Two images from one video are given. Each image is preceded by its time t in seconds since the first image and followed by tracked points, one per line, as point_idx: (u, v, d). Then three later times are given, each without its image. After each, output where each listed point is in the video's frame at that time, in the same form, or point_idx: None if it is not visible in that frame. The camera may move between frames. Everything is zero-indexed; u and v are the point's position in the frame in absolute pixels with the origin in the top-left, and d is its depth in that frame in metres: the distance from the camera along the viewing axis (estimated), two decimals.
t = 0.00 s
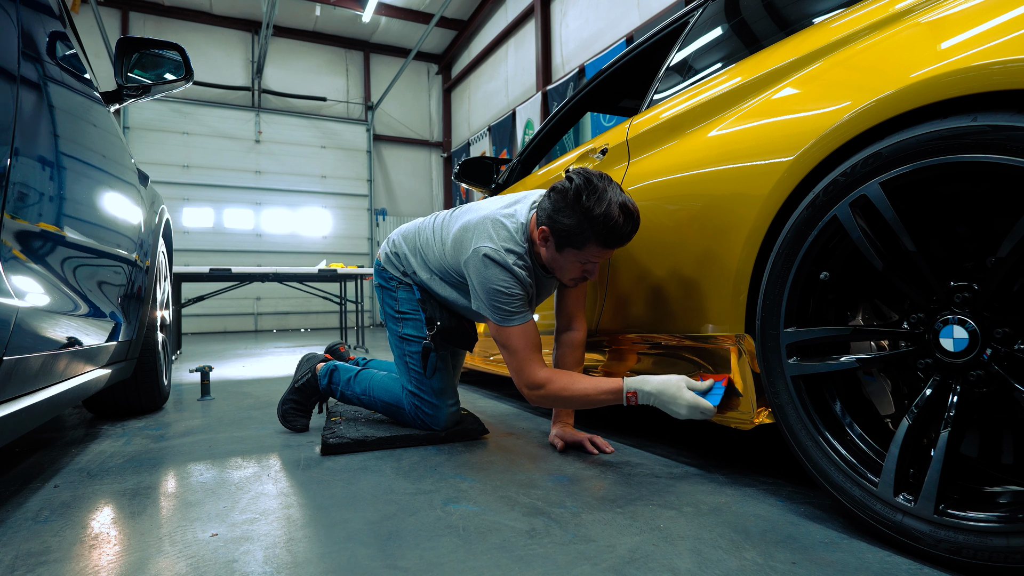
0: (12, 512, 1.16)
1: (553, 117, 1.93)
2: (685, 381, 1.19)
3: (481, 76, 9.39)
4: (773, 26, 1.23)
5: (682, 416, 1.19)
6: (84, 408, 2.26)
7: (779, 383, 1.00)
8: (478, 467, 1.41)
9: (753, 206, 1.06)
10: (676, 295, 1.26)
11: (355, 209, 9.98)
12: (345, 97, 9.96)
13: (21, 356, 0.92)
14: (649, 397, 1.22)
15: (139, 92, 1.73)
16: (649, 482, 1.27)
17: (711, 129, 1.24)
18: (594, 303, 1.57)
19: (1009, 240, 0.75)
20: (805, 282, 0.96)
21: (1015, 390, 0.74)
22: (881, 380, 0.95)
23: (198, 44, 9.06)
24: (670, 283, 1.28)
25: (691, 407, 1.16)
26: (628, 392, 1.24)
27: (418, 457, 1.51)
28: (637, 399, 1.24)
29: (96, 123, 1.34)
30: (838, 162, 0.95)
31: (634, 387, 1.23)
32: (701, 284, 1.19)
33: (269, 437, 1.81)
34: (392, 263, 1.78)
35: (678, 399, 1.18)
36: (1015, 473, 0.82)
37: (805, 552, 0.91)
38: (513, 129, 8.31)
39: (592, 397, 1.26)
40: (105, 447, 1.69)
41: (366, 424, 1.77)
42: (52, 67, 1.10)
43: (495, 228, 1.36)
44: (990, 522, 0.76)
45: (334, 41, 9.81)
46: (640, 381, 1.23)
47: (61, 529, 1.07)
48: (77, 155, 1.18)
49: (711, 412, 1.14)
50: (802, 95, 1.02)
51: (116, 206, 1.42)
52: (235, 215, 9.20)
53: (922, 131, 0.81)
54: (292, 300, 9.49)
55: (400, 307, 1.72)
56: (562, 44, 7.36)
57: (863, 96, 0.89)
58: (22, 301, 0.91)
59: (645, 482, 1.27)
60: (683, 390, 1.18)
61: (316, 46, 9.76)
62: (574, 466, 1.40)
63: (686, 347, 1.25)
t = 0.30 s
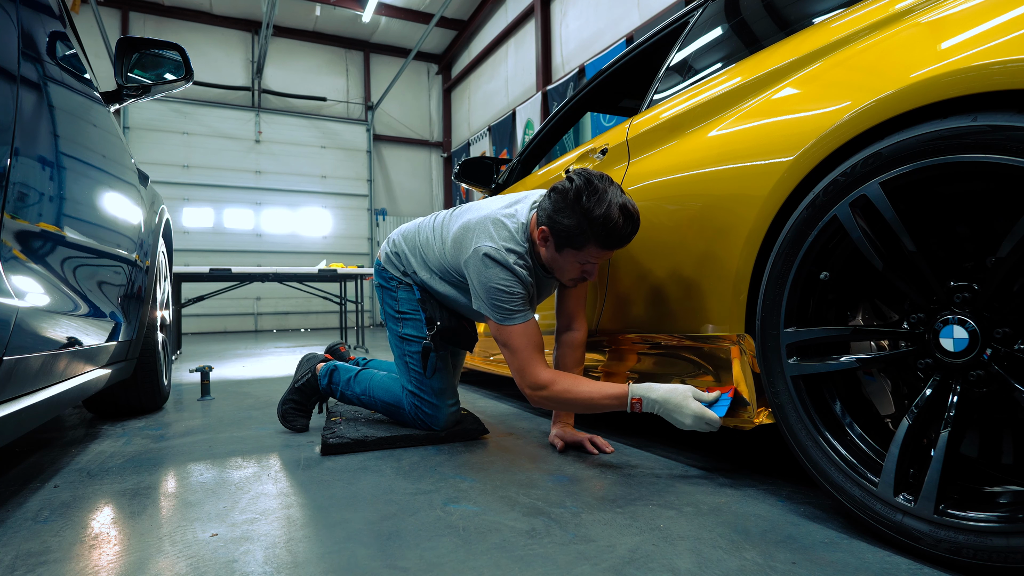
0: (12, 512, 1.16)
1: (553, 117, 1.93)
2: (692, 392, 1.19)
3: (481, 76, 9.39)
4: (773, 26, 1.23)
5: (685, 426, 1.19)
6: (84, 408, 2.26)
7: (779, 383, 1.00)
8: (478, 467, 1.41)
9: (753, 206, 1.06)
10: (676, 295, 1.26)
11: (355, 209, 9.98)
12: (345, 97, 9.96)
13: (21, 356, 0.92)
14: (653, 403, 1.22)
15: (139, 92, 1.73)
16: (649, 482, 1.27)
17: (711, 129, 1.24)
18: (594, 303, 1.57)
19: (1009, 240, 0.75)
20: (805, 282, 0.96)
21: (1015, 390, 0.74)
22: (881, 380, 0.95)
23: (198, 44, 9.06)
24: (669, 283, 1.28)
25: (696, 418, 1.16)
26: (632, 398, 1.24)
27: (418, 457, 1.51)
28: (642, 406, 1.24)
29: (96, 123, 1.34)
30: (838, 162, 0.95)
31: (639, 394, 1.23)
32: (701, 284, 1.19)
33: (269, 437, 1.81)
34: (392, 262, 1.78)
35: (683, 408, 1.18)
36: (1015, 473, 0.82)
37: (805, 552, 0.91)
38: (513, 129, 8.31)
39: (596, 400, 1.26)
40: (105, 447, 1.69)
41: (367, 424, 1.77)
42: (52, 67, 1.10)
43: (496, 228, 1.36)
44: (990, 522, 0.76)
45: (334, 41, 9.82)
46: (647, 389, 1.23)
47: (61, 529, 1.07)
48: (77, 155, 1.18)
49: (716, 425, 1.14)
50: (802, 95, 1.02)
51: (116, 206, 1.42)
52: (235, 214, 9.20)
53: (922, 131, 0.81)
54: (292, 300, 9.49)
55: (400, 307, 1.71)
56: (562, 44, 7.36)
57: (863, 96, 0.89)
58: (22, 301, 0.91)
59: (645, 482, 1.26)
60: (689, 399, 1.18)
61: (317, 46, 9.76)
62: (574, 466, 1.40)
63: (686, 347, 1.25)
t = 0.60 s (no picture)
0: (12, 512, 1.16)
1: (553, 117, 1.93)
2: (695, 397, 1.19)
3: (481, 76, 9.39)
4: (773, 26, 1.23)
5: (683, 431, 1.18)
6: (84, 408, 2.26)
7: (779, 383, 1.00)
8: (478, 467, 1.41)
9: (753, 206, 1.06)
10: (676, 295, 1.26)
11: (355, 208, 9.98)
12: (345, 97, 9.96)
13: (21, 356, 0.92)
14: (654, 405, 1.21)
15: (139, 92, 1.73)
16: (649, 482, 1.27)
17: (711, 129, 1.24)
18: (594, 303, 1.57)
19: (1009, 240, 0.75)
20: (805, 281, 0.96)
21: (1015, 390, 0.74)
22: (881, 380, 0.95)
23: (198, 44, 9.06)
24: (669, 284, 1.28)
25: (696, 423, 1.16)
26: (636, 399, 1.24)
27: (418, 457, 1.51)
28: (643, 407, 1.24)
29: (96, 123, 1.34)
30: (838, 162, 0.95)
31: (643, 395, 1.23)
32: (701, 284, 1.19)
33: (269, 437, 1.81)
34: (391, 263, 1.78)
35: (684, 413, 1.18)
36: (1015, 473, 0.83)
37: (805, 552, 0.91)
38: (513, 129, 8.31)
39: (599, 402, 1.26)
40: (105, 447, 1.69)
41: (367, 424, 1.77)
42: (52, 67, 1.10)
43: (494, 228, 1.36)
44: (990, 522, 0.76)
45: (334, 41, 9.82)
46: (651, 391, 1.22)
47: (61, 529, 1.07)
48: (77, 155, 1.18)
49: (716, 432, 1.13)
50: (802, 95, 1.02)
51: (116, 206, 1.42)
52: (235, 214, 9.20)
53: (922, 131, 0.81)
54: (292, 300, 9.49)
55: (399, 307, 1.71)
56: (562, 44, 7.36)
57: (863, 96, 0.89)
58: (22, 301, 0.91)
59: (645, 482, 1.27)
60: (690, 404, 1.18)
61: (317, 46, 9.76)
62: (574, 466, 1.40)
63: (686, 347, 1.25)
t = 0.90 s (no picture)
0: (12, 512, 1.16)
1: (553, 117, 1.93)
2: (696, 400, 1.18)
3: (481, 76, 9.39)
4: (773, 26, 1.23)
5: (680, 432, 1.18)
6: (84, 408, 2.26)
7: (779, 383, 1.00)
8: (478, 467, 1.41)
9: (753, 206, 1.06)
10: (676, 295, 1.26)
11: (355, 209, 9.98)
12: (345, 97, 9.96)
13: (22, 356, 0.92)
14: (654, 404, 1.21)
15: (139, 92, 1.73)
16: (649, 482, 1.27)
17: (711, 129, 1.24)
18: (594, 303, 1.57)
19: (1009, 240, 0.75)
20: (805, 281, 0.95)
21: (1015, 390, 0.74)
22: (881, 380, 0.95)
23: (198, 44, 9.06)
24: (669, 284, 1.28)
25: (694, 425, 1.15)
26: (637, 398, 1.23)
27: (418, 457, 1.51)
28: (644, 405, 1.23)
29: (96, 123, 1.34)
30: (838, 162, 0.95)
31: (645, 394, 1.23)
32: (701, 284, 1.19)
33: (269, 437, 1.81)
34: (390, 262, 1.78)
35: (683, 414, 1.17)
36: (1015, 473, 0.83)
37: (805, 552, 0.91)
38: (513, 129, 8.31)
39: (601, 399, 1.25)
40: (105, 447, 1.69)
41: (367, 424, 1.77)
42: (52, 67, 1.09)
43: (492, 226, 1.36)
44: (990, 522, 0.76)
45: (334, 41, 9.82)
46: (653, 391, 1.22)
47: (61, 529, 1.07)
48: (77, 155, 1.18)
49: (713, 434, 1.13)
50: (802, 95, 1.02)
51: (116, 206, 1.42)
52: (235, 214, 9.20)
53: (922, 131, 0.81)
54: (292, 300, 9.49)
55: (399, 308, 1.71)
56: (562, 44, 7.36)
57: (863, 96, 0.89)
58: (22, 301, 0.91)
59: (645, 482, 1.27)
60: (690, 406, 1.17)
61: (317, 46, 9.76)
62: (574, 466, 1.40)
63: (686, 347, 1.25)
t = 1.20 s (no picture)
0: (12, 512, 1.16)
1: (553, 117, 1.93)
2: (695, 398, 1.19)
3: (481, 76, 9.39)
4: (773, 26, 1.23)
5: (679, 431, 1.18)
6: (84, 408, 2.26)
7: (779, 383, 1.00)
8: (478, 467, 1.41)
9: (753, 206, 1.06)
10: (676, 295, 1.26)
11: (355, 209, 9.99)
12: (345, 97, 9.96)
13: (22, 356, 0.92)
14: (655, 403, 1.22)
15: (139, 92, 1.73)
16: (649, 482, 1.27)
17: (711, 129, 1.24)
18: (594, 302, 1.57)
19: (1009, 240, 0.75)
20: (805, 281, 0.96)
21: (1015, 390, 0.74)
22: (881, 380, 0.95)
23: (198, 44, 9.06)
24: (670, 286, 1.28)
25: (693, 424, 1.15)
26: (640, 396, 1.23)
27: (418, 457, 1.51)
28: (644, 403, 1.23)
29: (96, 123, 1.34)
30: (838, 162, 0.95)
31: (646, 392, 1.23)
32: (701, 284, 1.19)
33: (269, 437, 1.81)
34: (389, 263, 1.78)
35: (682, 412, 1.17)
36: (1015, 473, 0.82)
37: (805, 552, 0.91)
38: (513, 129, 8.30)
39: (602, 397, 1.25)
40: (105, 447, 1.69)
41: (367, 424, 1.77)
42: (52, 67, 1.09)
43: (490, 226, 1.37)
44: (990, 523, 0.76)
45: (334, 41, 9.81)
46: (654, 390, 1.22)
47: (61, 529, 1.07)
48: (77, 155, 1.18)
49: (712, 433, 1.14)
50: (802, 95, 1.02)
51: (116, 206, 1.42)
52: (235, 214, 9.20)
53: (922, 131, 0.81)
54: (292, 300, 9.49)
55: (399, 308, 1.71)
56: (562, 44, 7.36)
57: (863, 96, 0.89)
58: (22, 301, 0.91)
59: (645, 482, 1.27)
60: (689, 405, 1.18)
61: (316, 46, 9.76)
62: (574, 466, 1.40)
63: (686, 347, 1.25)
